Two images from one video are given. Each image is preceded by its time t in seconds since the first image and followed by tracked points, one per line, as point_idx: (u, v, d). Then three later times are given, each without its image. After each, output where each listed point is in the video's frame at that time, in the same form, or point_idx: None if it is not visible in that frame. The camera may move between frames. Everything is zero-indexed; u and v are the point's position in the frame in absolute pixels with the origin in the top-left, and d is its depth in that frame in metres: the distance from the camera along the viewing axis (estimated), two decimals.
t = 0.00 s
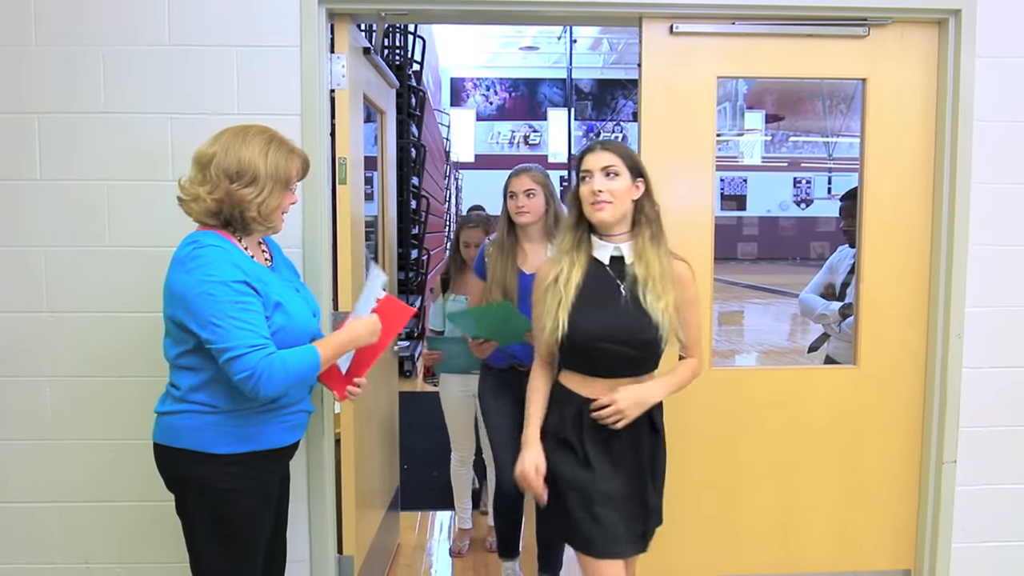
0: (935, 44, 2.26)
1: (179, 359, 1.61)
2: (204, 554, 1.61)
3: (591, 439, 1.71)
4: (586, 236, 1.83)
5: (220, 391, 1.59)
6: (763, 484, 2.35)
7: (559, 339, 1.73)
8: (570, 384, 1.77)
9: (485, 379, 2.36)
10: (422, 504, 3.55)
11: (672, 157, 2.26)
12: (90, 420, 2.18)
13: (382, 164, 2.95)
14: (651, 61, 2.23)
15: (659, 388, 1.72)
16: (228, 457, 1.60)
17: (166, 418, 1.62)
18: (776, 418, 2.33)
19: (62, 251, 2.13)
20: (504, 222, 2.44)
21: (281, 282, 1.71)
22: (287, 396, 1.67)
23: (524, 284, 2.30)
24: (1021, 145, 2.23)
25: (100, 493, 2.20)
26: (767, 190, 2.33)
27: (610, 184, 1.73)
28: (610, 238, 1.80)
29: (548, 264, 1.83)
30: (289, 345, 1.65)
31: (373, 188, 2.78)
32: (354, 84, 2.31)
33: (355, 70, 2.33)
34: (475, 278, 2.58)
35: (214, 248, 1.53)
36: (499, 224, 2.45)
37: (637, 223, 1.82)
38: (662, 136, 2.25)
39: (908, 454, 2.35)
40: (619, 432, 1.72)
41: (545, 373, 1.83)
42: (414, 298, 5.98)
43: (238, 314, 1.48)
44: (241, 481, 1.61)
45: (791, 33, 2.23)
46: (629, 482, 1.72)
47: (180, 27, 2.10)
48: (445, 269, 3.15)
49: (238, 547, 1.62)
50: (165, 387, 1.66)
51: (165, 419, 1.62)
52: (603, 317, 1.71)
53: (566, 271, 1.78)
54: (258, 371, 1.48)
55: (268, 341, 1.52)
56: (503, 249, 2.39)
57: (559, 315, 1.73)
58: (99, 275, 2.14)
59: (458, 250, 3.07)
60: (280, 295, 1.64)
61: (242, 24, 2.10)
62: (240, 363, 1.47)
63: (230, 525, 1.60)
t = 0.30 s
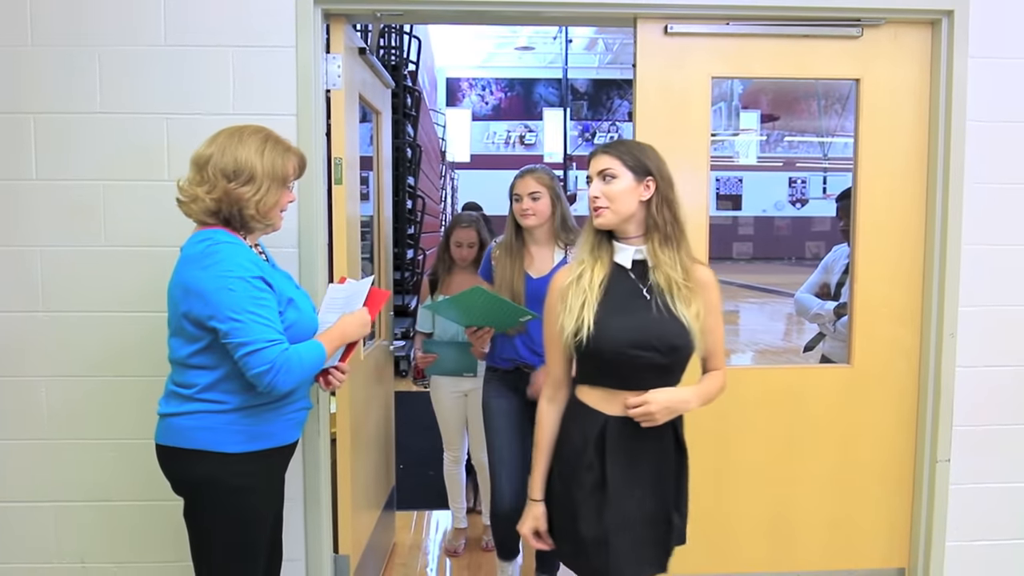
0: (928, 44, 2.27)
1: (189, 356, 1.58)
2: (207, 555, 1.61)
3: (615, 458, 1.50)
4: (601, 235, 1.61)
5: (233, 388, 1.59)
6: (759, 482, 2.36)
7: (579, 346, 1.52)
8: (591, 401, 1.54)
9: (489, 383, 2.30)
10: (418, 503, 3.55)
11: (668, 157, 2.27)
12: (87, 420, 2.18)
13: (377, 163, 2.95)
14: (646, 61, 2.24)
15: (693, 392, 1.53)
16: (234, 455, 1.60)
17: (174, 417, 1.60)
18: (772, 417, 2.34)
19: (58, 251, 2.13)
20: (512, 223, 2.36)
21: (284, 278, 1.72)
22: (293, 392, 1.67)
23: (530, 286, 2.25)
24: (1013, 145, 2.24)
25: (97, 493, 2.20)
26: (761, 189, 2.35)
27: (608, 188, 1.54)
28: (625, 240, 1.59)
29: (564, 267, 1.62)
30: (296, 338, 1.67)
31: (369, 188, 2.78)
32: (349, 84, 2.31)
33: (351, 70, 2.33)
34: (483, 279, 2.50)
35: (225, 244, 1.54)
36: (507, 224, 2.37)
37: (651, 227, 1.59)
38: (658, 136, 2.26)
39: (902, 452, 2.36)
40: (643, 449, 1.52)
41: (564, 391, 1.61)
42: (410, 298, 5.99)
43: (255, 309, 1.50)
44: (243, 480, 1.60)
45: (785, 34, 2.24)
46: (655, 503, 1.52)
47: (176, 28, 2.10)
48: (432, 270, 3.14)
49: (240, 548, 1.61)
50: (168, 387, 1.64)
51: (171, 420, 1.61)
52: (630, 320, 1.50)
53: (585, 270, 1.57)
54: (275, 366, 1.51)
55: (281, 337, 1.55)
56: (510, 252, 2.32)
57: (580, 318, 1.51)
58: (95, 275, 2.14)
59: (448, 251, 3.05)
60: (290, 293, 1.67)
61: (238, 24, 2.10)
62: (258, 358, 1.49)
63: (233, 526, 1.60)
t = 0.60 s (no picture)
0: (928, 44, 2.27)
1: (202, 356, 1.57)
2: (217, 555, 1.61)
3: (630, 471, 1.46)
4: (619, 234, 1.58)
5: (247, 387, 1.59)
6: (760, 482, 2.36)
7: (593, 348, 1.53)
8: (613, 406, 1.51)
9: (490, 383, 2.29)
10: (420, 503, 3.56)
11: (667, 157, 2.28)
12: (88, 420, 2.19)
13: (377, 164, 2.95)
14: (646, 61, 2.24)
15: (710, 403, 1.44)
16: (247, 454, 1.59)
17: (187, 419, 1.59)
18: (773, 416, 2.34)
19: (59, 252, 2.14)
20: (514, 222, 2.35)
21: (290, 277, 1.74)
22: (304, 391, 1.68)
23: (533, 290, 2.25)
24: (1014, 144, 2.24)
25: (98, 493, 2.21)
26: (762, 189, 2.35)
27: (618, 184, 1.48)
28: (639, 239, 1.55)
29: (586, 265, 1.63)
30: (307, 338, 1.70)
31: (370, 189, 2.79)
32: (350, 84, 2.31)
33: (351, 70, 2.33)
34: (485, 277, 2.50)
35: (236, 242, 1.54)
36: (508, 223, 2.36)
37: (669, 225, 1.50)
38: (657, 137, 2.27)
39: (902, 452, 2.36)
40: (663, 465, 1.45)
41: (589, 397, 1.59)
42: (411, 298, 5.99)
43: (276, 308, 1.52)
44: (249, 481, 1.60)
45: (784, 34, 2.24)
46: (675, 523, 1.45)
47: (176, 28, 2.10)
48: (432, 270, 3.14)
49: (247, 550, 1.61)
50: (177, 388, 1.63)
51: (181, 421, 1.60)
52: (641, 324, 1.46)
53: (602, 270, 1.57)
54: (296, 364, 1.54)
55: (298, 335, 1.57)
56: (513, 252, 2.31)
57: (590, 322, 1.52)
58: (96, 276, 2.14)
59: (449, 253, 3.05)
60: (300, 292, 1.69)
61: (237, 25, 2.10)
62: (280, 356, 1.51)
63: (242, 526, 1.60)
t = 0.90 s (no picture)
0: (927, 43, 2.27)
1: (208, 354, 1.58)
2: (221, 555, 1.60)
3: (642, 486, 1.41)
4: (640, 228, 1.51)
5: (257, 383, 1.60)
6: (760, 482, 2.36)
7: (605, 350, 1.46)
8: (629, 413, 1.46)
9: (484, 390, 2.27)
10: (420, 503, 3.56)
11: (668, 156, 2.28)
12: (89, 419, 2.19)
13: (378, 163, 2.96)
14: (646, 61, 2.24)
15: (724, 416, 1.35)
16: (250, 453, 1.59)
17: (192, 417, 1.60)
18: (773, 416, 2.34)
19: (60, 252, 2.14)
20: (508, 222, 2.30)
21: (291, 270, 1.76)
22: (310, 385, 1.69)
23: (527, 291, 2.19)
24: (1014, 144, 2.24)
25: (99, 493, 2.21)
26: (763, 189, 2.35)
27: (641, 170, 1.41)
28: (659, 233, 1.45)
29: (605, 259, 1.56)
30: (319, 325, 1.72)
31: (370, 189, 2.79)
32: (350, 84, 2.32)
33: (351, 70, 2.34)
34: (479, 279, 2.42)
35: (233, 235, 1.55)
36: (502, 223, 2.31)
37: (691, 222, 1.40)
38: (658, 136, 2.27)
39: (902, 452, 2.36)
40: (676, 480, 1.39)
41: (611, 401, 1.51)
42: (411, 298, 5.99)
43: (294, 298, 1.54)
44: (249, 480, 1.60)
45: (784, 34, 2.24)
46: (693, 540, 1.38)
47: (177, 28, 2.10)
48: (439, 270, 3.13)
49: (250, 550, 1.60)
50: (182, 388, 1.63)
51: (186, 419, 1.60)
52: (646, 326, 1.39)
53: (619, 265, 1.49)
54: (322, 347, 1.57)
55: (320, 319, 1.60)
56: (506, 254, 2.25)
57: (602, 324, 1.45)
58: (97, 275, 2.15)
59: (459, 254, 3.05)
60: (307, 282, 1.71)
61: (237, 25, 2.10)
62: (306, 342, 1.54)
63: (245, 526, 1.59)
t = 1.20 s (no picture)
0: (924, 43, 2.27)
1: (205, 350, 1.58)
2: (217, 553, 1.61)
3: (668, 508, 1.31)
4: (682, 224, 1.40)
5: (254, 381, 1.60)
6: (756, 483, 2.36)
7: (637, 355, 1.36)
8: (656, 428, 1.37)
9: (469, 396, 2.17)
10: (418, 503, 3.56)
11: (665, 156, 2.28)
12: (87, 419, 2.19)
13: (376, 163, 2.95)
14: (643, 61, 2.24)
15: (771, 437, 1.24)
16: (246, 450, 1.59)
17: (188, 414, 1.60)
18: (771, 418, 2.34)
19: (56, 252, 2.14)
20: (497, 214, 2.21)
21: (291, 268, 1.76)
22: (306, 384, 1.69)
23: (513, 287, 2.10)
24: (1009, 144, 2.25)
25: (97, 492, 2.21)
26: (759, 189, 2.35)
27: (683, 162, 1.29)
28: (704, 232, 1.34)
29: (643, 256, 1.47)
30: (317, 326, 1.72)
31: (368, 189, 2.79)
32: (347, 83, 2.32)
33: (349, 69, 2.34)
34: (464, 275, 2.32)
35: (232, 234, 1.55)
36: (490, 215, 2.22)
37: (736, 217, 1.29)
38: (654, 136, 2.27)
39: (898, 452, 2.37)
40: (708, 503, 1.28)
41: (638, 411, 1.41)
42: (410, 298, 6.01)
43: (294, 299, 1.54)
44: (245, 480, 1.59)
45: (781, 34, 2.24)
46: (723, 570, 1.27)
47: (174, 28, 2.10)
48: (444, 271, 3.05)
49: (246, 550, 1.61)
50: (180, 384, 1.64)
51: (183, 416, 1.60)
52: (681, 332, 1.28)
53: (658, 262, 1.41)
54: (320, 350, 1.57)
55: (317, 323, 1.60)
56: (493, 249, 2.17)
57: (633, 326, 1.37)
58: (94, 275, 2.15)
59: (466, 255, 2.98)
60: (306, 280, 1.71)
61: (234, 25, 2.10)
62: (304, 344, 1.54)
63: (240, 524, 1.60)
